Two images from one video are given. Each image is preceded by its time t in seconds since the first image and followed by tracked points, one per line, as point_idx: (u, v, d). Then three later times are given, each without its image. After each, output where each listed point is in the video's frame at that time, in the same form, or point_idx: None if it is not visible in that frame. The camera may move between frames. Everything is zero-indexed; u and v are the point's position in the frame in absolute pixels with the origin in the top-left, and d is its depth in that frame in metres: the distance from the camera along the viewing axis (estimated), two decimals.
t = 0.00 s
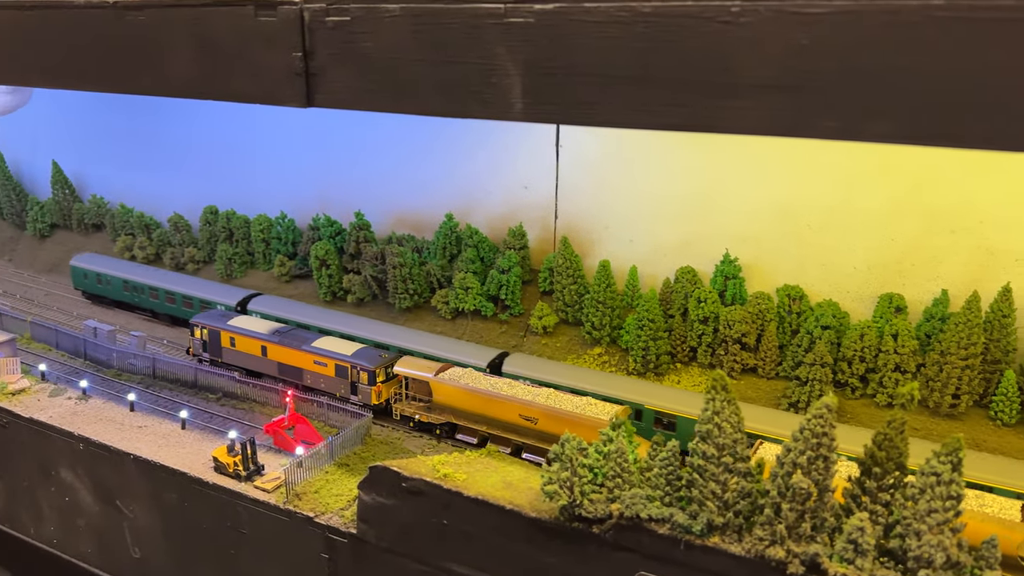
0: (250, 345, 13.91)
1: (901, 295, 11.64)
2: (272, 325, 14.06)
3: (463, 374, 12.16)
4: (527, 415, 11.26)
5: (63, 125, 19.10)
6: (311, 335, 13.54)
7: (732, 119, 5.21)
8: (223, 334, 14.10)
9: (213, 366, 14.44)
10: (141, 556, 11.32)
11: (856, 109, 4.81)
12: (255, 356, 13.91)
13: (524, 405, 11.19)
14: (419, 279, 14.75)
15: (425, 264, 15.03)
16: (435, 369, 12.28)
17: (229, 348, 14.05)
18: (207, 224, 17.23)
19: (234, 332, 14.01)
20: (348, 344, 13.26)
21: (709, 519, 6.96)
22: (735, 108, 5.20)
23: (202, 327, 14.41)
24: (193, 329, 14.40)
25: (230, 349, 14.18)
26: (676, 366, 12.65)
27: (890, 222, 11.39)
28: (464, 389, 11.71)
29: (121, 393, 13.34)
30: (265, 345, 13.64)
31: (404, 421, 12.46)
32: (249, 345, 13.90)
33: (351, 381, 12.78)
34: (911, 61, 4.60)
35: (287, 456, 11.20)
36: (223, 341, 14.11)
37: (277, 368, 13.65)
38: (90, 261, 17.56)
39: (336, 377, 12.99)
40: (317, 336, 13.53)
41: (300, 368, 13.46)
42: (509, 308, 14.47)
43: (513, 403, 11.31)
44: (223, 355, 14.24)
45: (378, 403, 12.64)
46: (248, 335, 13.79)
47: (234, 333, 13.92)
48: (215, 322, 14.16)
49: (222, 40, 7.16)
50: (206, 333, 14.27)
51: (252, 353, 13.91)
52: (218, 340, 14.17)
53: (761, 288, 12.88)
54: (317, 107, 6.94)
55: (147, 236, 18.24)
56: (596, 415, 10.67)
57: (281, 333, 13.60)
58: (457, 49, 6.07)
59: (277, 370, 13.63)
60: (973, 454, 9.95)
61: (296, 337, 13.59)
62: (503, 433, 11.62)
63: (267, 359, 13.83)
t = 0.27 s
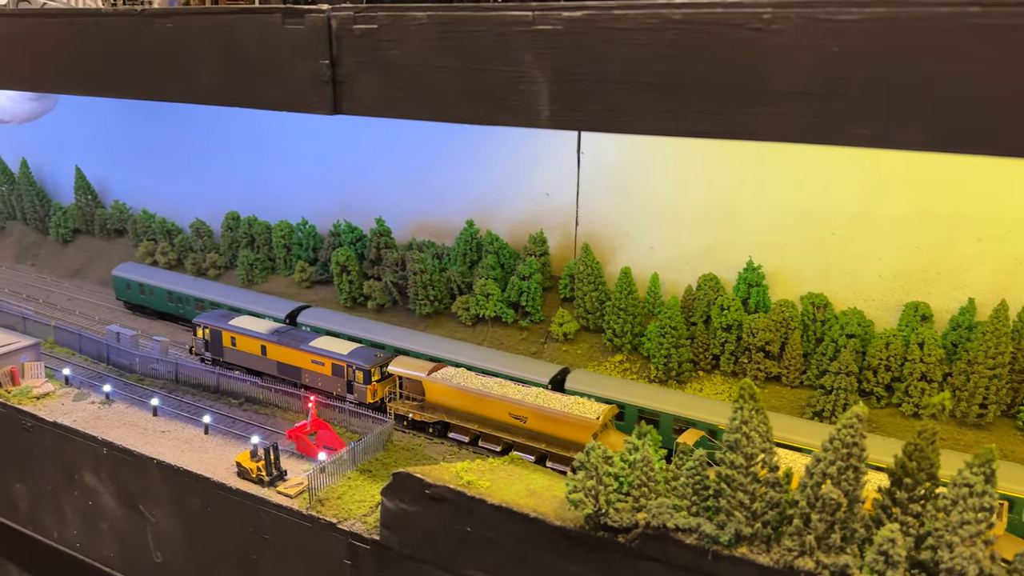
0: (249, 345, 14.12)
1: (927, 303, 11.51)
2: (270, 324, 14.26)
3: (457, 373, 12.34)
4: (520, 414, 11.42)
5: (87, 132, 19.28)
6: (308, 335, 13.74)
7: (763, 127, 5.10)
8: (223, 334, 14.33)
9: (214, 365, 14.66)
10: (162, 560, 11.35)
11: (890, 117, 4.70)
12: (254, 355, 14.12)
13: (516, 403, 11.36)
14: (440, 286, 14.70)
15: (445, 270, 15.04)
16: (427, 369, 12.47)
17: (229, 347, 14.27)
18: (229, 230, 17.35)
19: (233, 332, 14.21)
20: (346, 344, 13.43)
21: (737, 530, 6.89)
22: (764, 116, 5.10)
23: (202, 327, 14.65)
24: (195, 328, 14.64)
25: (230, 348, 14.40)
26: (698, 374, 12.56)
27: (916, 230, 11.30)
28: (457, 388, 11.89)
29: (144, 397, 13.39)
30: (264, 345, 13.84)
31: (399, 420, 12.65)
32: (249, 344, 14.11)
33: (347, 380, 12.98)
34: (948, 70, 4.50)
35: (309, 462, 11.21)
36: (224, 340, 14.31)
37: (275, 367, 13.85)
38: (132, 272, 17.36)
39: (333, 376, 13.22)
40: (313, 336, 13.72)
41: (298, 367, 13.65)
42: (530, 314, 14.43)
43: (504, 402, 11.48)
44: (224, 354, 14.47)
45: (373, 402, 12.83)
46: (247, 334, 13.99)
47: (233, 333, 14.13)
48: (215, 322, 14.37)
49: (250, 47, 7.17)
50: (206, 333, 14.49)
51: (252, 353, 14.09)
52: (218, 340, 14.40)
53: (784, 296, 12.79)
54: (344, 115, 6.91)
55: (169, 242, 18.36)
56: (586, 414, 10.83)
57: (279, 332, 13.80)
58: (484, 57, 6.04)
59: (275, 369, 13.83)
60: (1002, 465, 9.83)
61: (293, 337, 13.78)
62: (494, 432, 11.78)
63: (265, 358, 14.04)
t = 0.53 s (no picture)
0: (250, 343, 14.51)
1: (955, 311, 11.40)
2: (272, 324, 14.63)
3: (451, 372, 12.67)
4: (508, 411, 11.67)
5: (111, 137, 19.48)
6: (308, 333, 14.07)
7: (799, 134, 5.00)
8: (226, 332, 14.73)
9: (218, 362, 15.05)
10: (187, 564, 11.42)
11: (930, 124, 4.60)
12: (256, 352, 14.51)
13: (504, 401, 11.62)
14: (462, 291, 14.73)
15: (467, 276, 15.06)
16: (423, 366, 12.91)
17: (232, 345, 14.67)
18: (252, 235, 17.49)
19: (236, 331, 14.61)
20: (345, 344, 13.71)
21: (768, 539, 6.89)
22: (800, 122, 5.00)
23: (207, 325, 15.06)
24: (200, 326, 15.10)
25: (233, 346, 14.81)
26: (721, 381, 12.48)
27: (943, 238, 11.21)
28: (450, 386, 12.21)
29: (169, 401, 13.47)
30: (264, 343, 14.20)
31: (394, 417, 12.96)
32: (251, 342, 14.50)
33: (344, 378, 13.29)
34: (993, 77, 4.40)
35: (333, 467, 11.24)
36: (226, 339, 14.68)
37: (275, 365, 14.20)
38: (174, 281, 17.27)
39: (331, 374, 13.55)
40: (312, 335, 14.03)
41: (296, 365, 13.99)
42: (552, 320, 14.45)
43: (494, 400, 11.76)
44: (227, 352, 14.87)
45: (369, 399, 13.13)
46: (248, 332, 14.38)
47: (236, 331, 14.54)
48: (219, 320, 14.78)
49: (279, 54, 7.16)
50: (211, 331, 14.91)
51: (253, 351, 14.47)
52: (222, 338, 14.81)
53: (810, 302, 12.71)
54: (374, 122, 6.86)
55: (192, 247, 18.51)
56: (571, 412, 11.07)
57: (279, 331, 14.15)
58: (514, 63, 5.96)
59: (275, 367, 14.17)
60: None
61: (293, 335, 14.13)
62: (486, 429, 12.06)
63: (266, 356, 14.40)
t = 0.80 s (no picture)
0: (249, 341, 14.95)
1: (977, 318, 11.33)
2: (270, 323, 15.07)
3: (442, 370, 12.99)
4: (495, 408, 11.97)
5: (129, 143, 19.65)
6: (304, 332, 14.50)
7: (825, 142, 4.91)
8: (226, 331, 15.18)
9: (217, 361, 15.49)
10: (206, 568, 11.46)
11: (961, 132, 4.52)
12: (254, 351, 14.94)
13: (491, 398, 11.93)
14: (479, 297, 14.74)
15: (484, 281, 15.09)
16: (413, 366, 13.12)
17: (232, 344, 15.13)
18: (270, 240, 17.59)
19: (235, 330, 15.07)
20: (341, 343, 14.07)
21: (792, 547, 6.90)
22: (826, 130, 4.90)
23: (208, 324, 15.52)
24: (200, 325, 15.57)
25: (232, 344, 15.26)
26: (741, 388, 12.49)
27: (965, 244, 11.11)
28: (440, 384, 12.53)
29: (188, 405, 13.54)
30: (262, 341, 14.64)
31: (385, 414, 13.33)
32: (249, 341, 14.95)
33: (338, 375, 13.70)
34: None
35: (352, 471, 11.26)
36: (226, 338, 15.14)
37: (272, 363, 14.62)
38: (218, 292, 17.07)
39: (325, 371, 13.91)
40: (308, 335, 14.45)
41: (293, 363, 14.40)
42: (570, 326, 14.39)
43: (481, 397, 12.06)
44: (226, 351, 15.32)
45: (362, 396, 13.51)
46: (247, 331, 14.83)
47: (235, 330, 14.99)
48: (219, 320, 15.24)
49: (299, 60, 7.15)
50: (211, 330, 15.37)
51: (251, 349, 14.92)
52: (221, 336, 15.27)
53: (830, 309, 12.65)
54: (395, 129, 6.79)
55: (210, 251, 18.63)
56: (554, 408, 11.36)
57: (276, 330, 14.58)
58: (537, 70, 5.90)
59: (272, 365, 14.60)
60: None
61: (290, 335, 14.54)
62: (474, 426, 12.37)
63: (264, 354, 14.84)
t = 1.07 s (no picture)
0: (245, 338, 15.23)
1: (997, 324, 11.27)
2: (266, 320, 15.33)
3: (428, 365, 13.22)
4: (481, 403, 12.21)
5: (146, 147, 19.81)
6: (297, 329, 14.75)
7: (850, 148, 4.78)
8: (223, 328, 15.48)
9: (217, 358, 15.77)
10: (223, 569, 11.51)
11: (992, 137, 4.40)
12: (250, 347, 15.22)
13: (477, 393, 12.16)
14: (495, 300, 14.77)
15: (500, 284, 15.13)
16: (402, 362, 13.34)
17: (229, 340, 15.41)
18: (286, 244, 17.71)
19: (232, 327, 15.36)
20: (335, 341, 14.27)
21: (813, 553, 6.89)
22: (851, 134, 4.77)
23: (206, 321, 15.82)
24: (199, 322, 15.89)
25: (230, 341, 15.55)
26: (759, 393, 12.46)
27: (985, 249, 11.06)
28: (427, 379, 12.75)
29: (206, 408, 13.59)
30: (258, 338, 14.89)
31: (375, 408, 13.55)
32: (245, 337, 15.23)
33: (331, 371, 13.91)
34: None
35: (369, 474, 11.28)
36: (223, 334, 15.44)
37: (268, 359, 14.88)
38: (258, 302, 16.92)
39: (319, 367, 14.12)
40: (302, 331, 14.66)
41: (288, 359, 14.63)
42: (585, 330, 14.42)
43: (467, 392, 12.29)
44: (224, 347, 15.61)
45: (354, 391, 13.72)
46: (243, 328, 15.11)
47: (232, 327, 15.28)
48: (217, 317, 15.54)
49: (320, 64, 7.14)
50: (209, 327, 15.67)
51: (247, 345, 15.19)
52: (219, 333, 15.57)
53: (848, 314, 12.60)
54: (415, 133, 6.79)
55: (227, 254, 18.75)
56: (538, 403, 11.59)
57: (271, 327, 14.83)
58: (558, 74, 5.83)
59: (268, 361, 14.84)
60: None
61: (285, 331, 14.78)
62: (460, 420, 12.61)
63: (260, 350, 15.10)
